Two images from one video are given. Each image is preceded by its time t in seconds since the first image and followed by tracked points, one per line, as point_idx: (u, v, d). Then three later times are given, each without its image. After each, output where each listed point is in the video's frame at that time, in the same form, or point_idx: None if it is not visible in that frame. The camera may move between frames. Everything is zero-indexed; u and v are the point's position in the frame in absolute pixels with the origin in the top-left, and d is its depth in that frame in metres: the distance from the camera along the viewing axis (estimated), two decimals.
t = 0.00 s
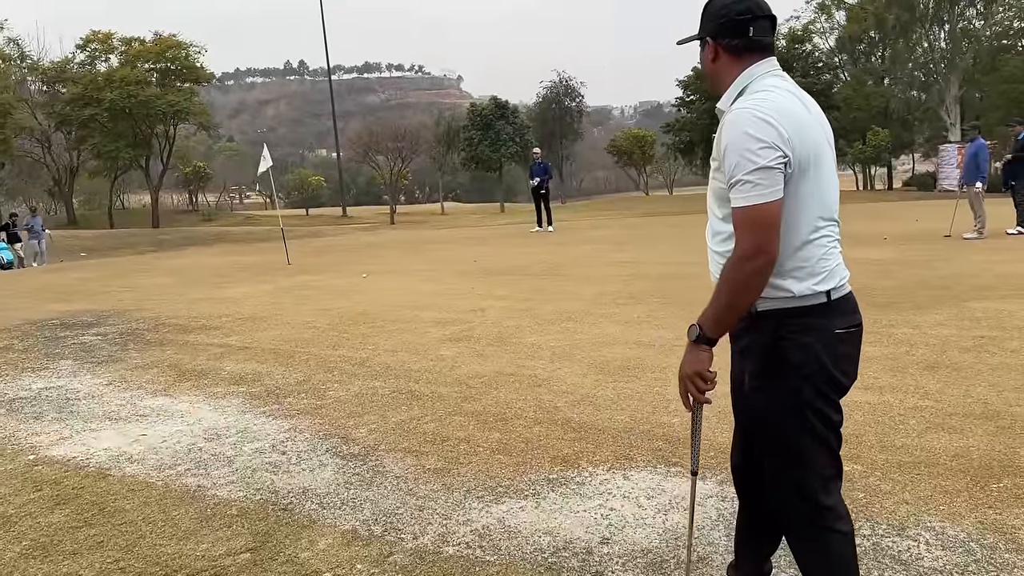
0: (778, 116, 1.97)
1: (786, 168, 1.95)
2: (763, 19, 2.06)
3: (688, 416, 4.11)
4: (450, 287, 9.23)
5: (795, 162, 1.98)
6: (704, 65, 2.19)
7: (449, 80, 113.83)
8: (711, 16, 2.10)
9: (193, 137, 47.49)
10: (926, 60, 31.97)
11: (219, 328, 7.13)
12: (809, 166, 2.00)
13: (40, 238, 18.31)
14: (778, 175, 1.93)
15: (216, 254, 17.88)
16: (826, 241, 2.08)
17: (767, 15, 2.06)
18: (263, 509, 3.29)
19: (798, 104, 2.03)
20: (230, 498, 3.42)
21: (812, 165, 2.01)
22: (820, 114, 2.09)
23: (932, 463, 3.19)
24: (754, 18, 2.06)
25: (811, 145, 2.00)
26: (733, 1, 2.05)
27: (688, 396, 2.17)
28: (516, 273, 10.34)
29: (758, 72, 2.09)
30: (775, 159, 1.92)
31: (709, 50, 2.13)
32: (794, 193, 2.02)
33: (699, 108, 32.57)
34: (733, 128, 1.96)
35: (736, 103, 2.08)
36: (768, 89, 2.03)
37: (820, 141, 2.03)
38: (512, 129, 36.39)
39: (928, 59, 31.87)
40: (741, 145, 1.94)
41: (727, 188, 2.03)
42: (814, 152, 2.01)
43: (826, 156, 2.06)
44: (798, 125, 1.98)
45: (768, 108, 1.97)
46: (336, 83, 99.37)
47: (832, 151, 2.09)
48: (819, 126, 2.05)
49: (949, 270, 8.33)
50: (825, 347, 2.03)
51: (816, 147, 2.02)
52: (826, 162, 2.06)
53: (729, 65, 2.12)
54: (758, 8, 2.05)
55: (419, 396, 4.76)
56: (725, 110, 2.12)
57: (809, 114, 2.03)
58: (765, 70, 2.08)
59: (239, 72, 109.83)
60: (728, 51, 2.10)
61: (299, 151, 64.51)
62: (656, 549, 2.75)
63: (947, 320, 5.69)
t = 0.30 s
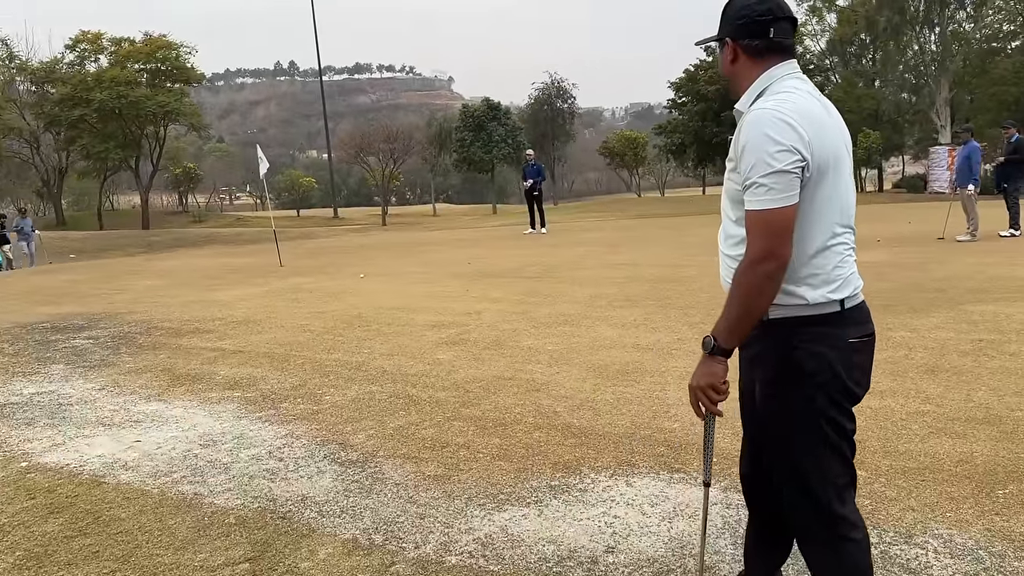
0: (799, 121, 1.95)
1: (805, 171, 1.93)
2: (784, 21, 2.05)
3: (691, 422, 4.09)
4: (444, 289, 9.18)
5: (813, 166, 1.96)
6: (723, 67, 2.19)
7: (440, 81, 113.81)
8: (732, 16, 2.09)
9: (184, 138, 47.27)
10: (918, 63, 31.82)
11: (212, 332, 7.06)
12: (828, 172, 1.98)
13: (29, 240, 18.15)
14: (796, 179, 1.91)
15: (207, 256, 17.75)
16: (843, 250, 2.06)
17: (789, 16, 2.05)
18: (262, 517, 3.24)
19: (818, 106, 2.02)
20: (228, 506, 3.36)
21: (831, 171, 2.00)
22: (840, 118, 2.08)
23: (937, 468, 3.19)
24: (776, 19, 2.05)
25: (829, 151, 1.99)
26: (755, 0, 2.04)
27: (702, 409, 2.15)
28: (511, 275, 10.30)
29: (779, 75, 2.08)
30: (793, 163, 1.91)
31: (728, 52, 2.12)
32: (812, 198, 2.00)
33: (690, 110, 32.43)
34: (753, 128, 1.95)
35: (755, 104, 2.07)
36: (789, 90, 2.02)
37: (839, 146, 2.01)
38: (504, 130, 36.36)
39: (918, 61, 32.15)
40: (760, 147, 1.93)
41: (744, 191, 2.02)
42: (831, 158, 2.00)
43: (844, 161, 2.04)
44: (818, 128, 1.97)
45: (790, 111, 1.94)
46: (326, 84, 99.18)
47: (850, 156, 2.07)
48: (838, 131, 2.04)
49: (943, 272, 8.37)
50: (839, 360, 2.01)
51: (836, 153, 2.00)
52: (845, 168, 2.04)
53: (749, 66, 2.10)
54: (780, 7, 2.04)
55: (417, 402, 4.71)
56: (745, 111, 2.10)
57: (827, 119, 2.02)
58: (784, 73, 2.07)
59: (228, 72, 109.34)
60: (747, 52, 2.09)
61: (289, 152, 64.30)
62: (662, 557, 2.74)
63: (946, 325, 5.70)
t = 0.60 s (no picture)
0: (804, 120, 1.93)
1: (809, 171, 1.91)
2: (791, 21, 2.03)
3: (688, 424, 4.08)
4: (437, 291, 9.13)
5: (819, 166, 1.94)
6: (730, 66, 2.17)
7: (431, 81, 113.78)
8: (740, 14, 2.08)
9: (175, 137, 47.00)
10: (909, 64, 32.46)
11: (203, 333, 7.01)
12: (834, 173, 1.96)
13: (18, 240, 18.02)
14: (800, 177, 1.89)
15: (198, 257, 17.63)
16: (845, 255, 2.04)
17: (796, 16, 2.04)
18: (255, 523, 3.20)
19: (824, 107, 2.00)
20: (221, 511, 3.32)
21: (836, 173, 1.98)
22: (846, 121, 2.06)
23: (934, 472, 3.19)
24: (782, 18, 2.04)
25: (835, 150, 1.96)
26: None
27: (703, 410, 2.12)
28: (505, 276, 10.28)
29: (784, 74, 2.06)
30: (797, 162, 1.89)
31: (734, 51, 2.11)
32: (816, 198, 1.97)
33: (683, 111, 32.39)
34: (758, 127, 1.93)
35: (761, 101, 2.06)
36: (796, 88, 2.00)
37: (845, 148, 1.99)
38: (497, 130, 36.30)
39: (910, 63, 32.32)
40: (764, 144, 1.91)
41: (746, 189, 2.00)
42: (837, 160, 1.98)
43: (850, 162, 2.02)
44: (823, 128, 1.95)
45: (796, 109, 1.93)
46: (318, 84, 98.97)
47: (855, 158, 2.06)
48: (844, 133, 2.02)
49: (937, 274, 8.39)
50: (840, 366, 1.99)
51: (841, 154, 1.98)
52: (850, 171, 2.02)
53: (754, 65, 2.09)
54: (787, 7, 2.03)
55: (411, 404, 4.68)
56: (750, 108, 2.08)
57: (833, 120, 2.00)
58: (791, 72, 2.06)
59: (218, 72, 108.89)
60: (754, 51, 2.08)
61: (280, 152, 64.07)
62: (660, 562, 2.72)
63: (942, 327, 5.70)
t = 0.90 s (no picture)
0: (807, 116, 1.92)
1: (811, 164, 1.89)
2: (795, 17, 2.02)
3: (684, 424, 4.07)
4: (431, 291, 9.11)
5: (819, 162, 1.93)
6: (733, 63, 2.16)
7: (425, 81, 113.74)
8: (744, 11, 2.07)
9: (167, 137, 46.81)
10: (901, 65, 32.68)
11: (197, 333, 6.96)
12: (835, 169, 1.95)
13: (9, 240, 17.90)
14: (801, 171, 1.88)
15: (191, 257, 17.53)
16: (844, 255, 2.02)
17: (801, 11, 2.02)
18: (249, 524, 3.17)
19: (828, 103, 1.99)
20: (214, 512, 3.28)
21: (837, 170, 1.96)
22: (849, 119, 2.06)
23: (932, 471, 3.20)
24: (786, 15, 2.02)
25: (836, 148, 1.95)
26: None
27: (704, 409, 2.11)
28: (500, 276, 10.26)
29: (787, 70, 2.04)
30: (799, 157, 1.87)
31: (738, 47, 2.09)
32: (817, 194, 1.96)
33: (676, 111, 32.41)
34: (758, 121, 1.91)
35: (764, 96, 2.04)
36: (798, 83, 1.99)
37: (847, 144, 1.97)
38: (490, 130, 36.26)
39: (902, 64, 32.67)
40: (765, 138, 1.89)
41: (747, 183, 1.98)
42: (839, 156, 1.96)
43: (852, 158, 2.01)
44: (825, 124, 1.93)
45: (798, 106, 1.91)
46: (311, 83, 98.78)
47: (857, 156, 2.04)
48: (846, 130, 2.00)
49: (931, 273, 8.40)
50: (837, 366, 1.97)
51: (844, 151, 1.96)
52: (852, 168, 2.00)
53: (757, 60, 2.08)
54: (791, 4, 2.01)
55: (406, 404, 4.65)
56: (754, 104, 2.06)
57: (835, 116, 1.99)
58: (795, 67, 2.04)
59: (210, 72, 108.52)
60: (758, 47, 2.06)
61: (273, 151, 63.85)
62: (658, 563, 2.70)
63: (937, 328, 5.71)
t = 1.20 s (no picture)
0: (807, 115, 1.91)
1: (808, 162, 1.88)
2: (793, 15, 2.01)
3: (682, 424, 4.06)
4: (427, 291, 9.10)
5: (816, 160, 1.92)
6: (733, 63, 2.16)
7: (419, 82, 113.73)
8: (744, 11, 2.06)
9: (161, 137, 46.71)
10: (895, 66, 32.68)
11: (191, 334, 6.93)
12: (833, 168, 1.94)
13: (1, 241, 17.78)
14: (799, 168, 1.87)
15: (184, 257, 17.46)
16: (843, 254, 2.01)
17: (800, 10, 2.01)
18: (244, 526, 3.14)
19: (827, 102, 1.98)
20: (209, 514, 3.26)
21: (835, 169, 1.95)
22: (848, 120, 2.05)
23: (930, 472, 3.27)
24: (786, 13, 2.01)
25: (835, 145, 1.94)
26: None
27: (705, 411, 2.09)
28: (495, 277, 10.26)
29: (787, 68, 2.03)
30: (795, 156, 1.86)
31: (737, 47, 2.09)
32: (813, 193, 1.95)
33: (670, 111, 32.47)
34: (757, 117, 1.90)
35: (764, 93, 2.02)
36: (796, 81, 1.98)
37: (844, 143, 1.97)
38: (485, 131, 36.24)
39: (896, 64, 32.60)
40: (761, 136, 1.89)
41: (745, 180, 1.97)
42: (837, 153, 1.95)
43: (849, 158, 2.00)
44: (824, 121, 1.92)
45: (797, 103, 1.90)
46: (305, 83, 98.68)
47: (856, 155, 2.04)
48: (845, 129, 2.00)
49: (926, 274, 8.44)
50: (835, 366, 1.96)
51: (842, 150, 1.96)
52: (850, 168, 1.99)
53: (755, 61, 2.07)
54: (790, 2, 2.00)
55: (402, 405, 4.63)
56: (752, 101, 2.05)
57: (835, 114, 1.98)
58: (795, 66, 2.03)
59: (204, 72, 108.27)
60: (755, 48, 2.06)
61: (267, 151, 63.71)
62: (656, 564, 2.68)
63: (934, 332, 5.74)
